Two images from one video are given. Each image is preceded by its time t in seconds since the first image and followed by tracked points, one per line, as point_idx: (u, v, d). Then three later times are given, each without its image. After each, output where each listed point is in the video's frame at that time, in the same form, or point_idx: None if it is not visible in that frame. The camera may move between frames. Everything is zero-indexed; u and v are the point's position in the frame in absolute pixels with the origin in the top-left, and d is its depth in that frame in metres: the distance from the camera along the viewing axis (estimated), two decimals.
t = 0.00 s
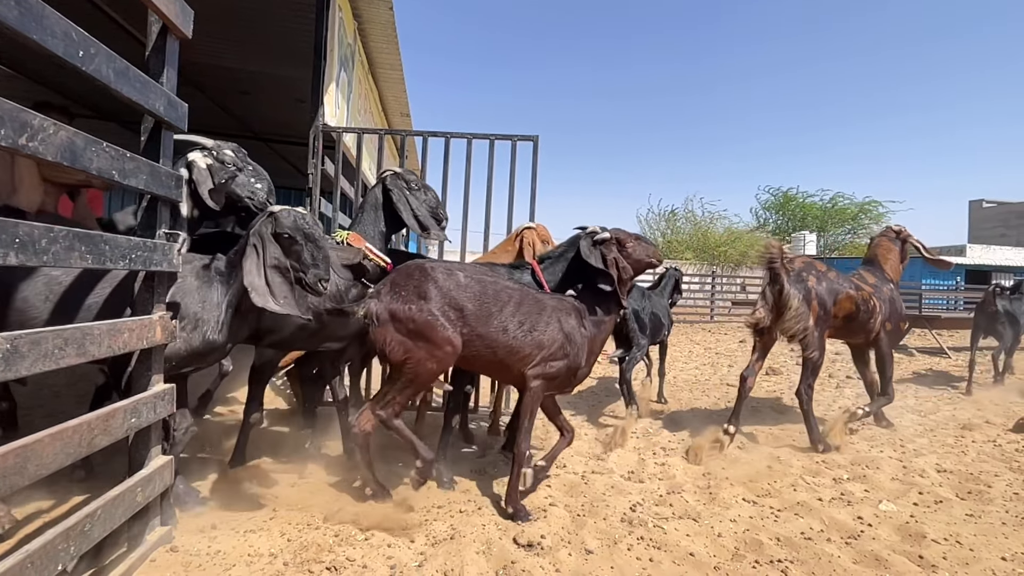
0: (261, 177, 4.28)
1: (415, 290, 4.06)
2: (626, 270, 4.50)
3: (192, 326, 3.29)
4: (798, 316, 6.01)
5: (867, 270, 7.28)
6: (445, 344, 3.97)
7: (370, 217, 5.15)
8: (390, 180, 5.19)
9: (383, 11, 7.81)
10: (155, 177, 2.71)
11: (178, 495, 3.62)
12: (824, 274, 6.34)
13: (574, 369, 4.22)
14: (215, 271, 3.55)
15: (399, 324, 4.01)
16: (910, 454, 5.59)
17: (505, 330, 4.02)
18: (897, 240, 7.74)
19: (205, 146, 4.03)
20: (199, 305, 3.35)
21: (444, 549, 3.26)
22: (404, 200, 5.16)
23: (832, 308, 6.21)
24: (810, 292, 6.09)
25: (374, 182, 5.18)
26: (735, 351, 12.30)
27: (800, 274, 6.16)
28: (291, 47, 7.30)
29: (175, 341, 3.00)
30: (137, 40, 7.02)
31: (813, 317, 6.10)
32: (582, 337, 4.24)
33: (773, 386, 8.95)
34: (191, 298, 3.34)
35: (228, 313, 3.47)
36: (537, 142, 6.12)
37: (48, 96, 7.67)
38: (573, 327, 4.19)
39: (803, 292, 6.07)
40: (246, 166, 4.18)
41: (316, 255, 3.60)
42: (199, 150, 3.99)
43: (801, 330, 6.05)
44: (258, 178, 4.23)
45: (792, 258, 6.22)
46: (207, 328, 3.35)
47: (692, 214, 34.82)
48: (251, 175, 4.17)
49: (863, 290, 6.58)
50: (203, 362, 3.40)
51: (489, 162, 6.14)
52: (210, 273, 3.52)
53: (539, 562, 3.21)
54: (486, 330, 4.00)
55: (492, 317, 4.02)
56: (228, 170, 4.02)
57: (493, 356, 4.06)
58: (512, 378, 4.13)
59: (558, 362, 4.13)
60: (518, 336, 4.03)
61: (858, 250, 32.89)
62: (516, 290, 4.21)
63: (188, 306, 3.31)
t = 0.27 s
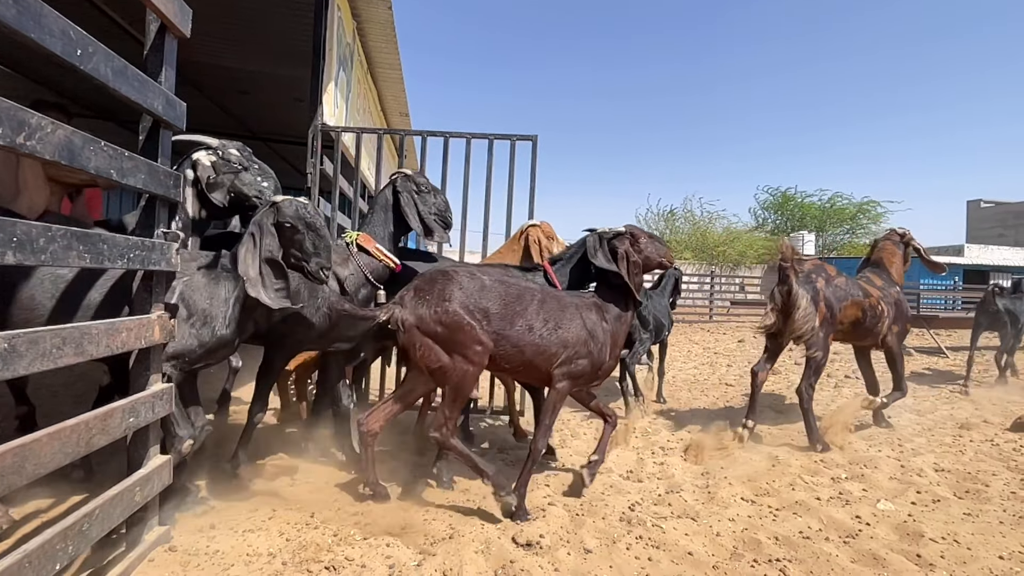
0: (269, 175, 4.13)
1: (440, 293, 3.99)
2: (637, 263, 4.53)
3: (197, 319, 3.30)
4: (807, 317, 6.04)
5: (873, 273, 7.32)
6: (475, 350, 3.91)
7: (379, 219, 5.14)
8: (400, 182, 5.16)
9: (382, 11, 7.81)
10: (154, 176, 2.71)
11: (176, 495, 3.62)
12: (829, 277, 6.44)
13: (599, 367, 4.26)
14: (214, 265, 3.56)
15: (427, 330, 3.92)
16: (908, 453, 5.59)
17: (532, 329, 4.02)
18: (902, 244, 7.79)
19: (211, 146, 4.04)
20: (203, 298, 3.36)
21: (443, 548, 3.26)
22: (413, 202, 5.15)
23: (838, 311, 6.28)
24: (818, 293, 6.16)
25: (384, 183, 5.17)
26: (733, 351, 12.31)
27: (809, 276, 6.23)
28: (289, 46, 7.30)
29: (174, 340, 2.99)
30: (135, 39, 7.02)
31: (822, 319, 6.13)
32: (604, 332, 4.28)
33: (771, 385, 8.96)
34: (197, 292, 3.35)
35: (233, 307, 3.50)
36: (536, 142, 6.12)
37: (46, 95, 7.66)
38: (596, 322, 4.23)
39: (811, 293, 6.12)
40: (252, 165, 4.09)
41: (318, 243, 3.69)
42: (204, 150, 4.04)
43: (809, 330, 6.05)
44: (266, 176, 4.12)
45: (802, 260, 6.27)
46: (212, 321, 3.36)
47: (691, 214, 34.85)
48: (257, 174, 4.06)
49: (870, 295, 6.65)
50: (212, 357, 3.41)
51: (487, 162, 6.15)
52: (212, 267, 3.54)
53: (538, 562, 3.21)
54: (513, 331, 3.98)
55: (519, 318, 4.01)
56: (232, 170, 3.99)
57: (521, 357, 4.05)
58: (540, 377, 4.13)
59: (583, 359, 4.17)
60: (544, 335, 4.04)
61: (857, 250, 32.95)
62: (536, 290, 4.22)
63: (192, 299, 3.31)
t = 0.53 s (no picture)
0: (277, 176, 4.17)
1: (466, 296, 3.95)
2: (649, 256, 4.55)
3: (206, 315, 3.49)
4: (814, 318, 6.08)
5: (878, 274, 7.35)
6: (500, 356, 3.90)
7: (388, 220, 5.14)
8: (412, 183, 5.15)
9: (381, 11, 7.80)
10: (152, 176, 2.70)
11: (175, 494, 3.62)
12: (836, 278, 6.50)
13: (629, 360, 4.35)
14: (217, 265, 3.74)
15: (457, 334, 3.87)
16: (906, 453, 5.60)
17: (558, 326, 4.06)
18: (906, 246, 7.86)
19: (220, 146, 4.03)
20: (210, 294, 3.54)
21: (442, 548, 3.26)
22: (423, 205, 5.14)
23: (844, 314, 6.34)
24: (825, 294, 6.20)
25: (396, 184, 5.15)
26: (732, 351, 12.31)
27: (816, 276, 6.28)
28: (288, 46, 7.29)
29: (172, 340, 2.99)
30: (134, 39, 7.01)
31: (828, 320, 6.18)
32: (627, 326, 4.34)
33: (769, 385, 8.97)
34: (205, 290, 3.54)
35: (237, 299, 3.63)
36: (535, 142, 6.12)
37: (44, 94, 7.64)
38: (619, 317, 4.29)
39: (819, 293, 6.17)
40: (261, 166, 4.10)
41: (323, 232, 3.72)
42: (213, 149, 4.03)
43: (814, 330, 6.08)
44: (274, 177, 4.13)
45: (810, 262, 6.31)
46: (220, 314, 3.54)
47: (690, 214, 34.86)
48: (266, 174, 4.08)
49: (878, 301, 6.71)
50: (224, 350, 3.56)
51: (486, 162, 6.15)
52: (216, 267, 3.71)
53: (537, 561, 3.21)
54: (541, 329, 4.01)
55: (545, 316, 4.03)
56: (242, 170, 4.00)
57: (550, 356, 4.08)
58: (569, 374, 4.17)
59: (610, 354, 4.23)
60: (571, 331, 4.09)
61: (855, 250, 33.00)
62: (557, 289, 4.25)
63: (199, 296, 3.50)
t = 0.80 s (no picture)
0: (288, 176, 4.20)
1: (493, 303, 3.97)
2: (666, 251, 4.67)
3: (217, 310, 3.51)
4: (820, 317, 6.12)
5: (883, 275, 7.39)
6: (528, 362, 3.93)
7: (399, 221, 5.23)
8: (425, 184, 5.27)
9: (380, 10, 7.80)
10: (151, 175, 2.70)
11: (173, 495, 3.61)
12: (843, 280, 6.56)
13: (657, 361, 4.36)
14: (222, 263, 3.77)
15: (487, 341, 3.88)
16: (904, 452, 5.61)
17: (584, 327, 4.10)
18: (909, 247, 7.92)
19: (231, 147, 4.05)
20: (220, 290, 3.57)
21: (440, 548, 3.26)
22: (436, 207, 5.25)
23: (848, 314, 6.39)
24: (831, 294, 6.24)
25: (410, 185, 5.25)
26: (730, 351, 12.32)
27: (823, 276, 6.32)
28: (286, 45, 7.29)
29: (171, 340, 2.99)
30: (131, 38, 7.01)
31: (833, 320, 6.21)
32: (652, 323, 4.38)
33: (768, 385, 8.97)
34: (213, 288, 3.56)
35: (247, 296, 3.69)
36: (534, 142, 6.12)
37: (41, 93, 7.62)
38: (644, 314, 4.33)
39: (825, 293, 6.21)
40: (272, 166, 4.13)
41: (331, 225, 3.76)
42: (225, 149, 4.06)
43: (819, 329, 6.11)
44: (285, 177, 4.16)
45: (818, 262, 6.34)
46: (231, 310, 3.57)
47: (688, 214, 34.86)
48: (277, 174, 4.10)
49: (885, 305, 6.77)
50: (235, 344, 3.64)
51: (485, 163, 6.15)
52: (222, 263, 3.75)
53: (536, 561, 3.21)
54: (568, 331, 4.05)
55: (572, 318, 4.07)
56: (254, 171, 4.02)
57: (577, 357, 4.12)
58: (597, 373, 4.21)
59: (637, 351, 4.28)
60: (597, 331, 4.13)
61: (854, 250, 33.04)
62: (581, 290, 4.28)
63: (209, 293, 3.53)
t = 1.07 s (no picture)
0: (301, 177, 4.26)
1: (524, 309, 4.02)
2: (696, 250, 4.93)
3: (225, 311, 3.57)
4: (826, 315, 6.13)
5: (887, 275, 7.40)
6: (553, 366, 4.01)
7: (410, 221, 5.21)
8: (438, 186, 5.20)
9: (378, 10, 7.80)
10: (148, 175, 2.70)
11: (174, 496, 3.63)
12: (850, 280, 6.56)
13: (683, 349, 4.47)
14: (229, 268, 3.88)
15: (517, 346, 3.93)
16: (902, 452, 5.62)
17: (612, 331, 4.18)
18: (913, 248, 7.97)
19: (246, 147, 4.10)
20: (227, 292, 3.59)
21: (438, 548, 3.26)
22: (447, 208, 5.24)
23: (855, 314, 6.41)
24: (838, 294, 6.26)
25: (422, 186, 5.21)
26: (729, 351, 12.33)
27: (831, 276, 6.33)
28: (284, 45, 7.28)
29: (168, 340, 2.99)
30: (129, 38, 6.99)
31: (840, 319, 6.22)
32: (677, 322, 4.48)
33: (766, 385, 8.98)
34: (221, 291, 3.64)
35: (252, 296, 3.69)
36: (532, 142, 6.12)
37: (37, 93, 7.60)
38: (670, 314, 4.42)
39: (832, 292, 6.23)
40: (286, 166, 4.19)
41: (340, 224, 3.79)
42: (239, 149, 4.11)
43: (825, 328, 6.11)
44: (297, 177, 4.23)
45: (826, 261, 6.36)
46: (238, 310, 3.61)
47: (686, 215, 34.89)
48: (290, 175, 4.17)
49: (891, 306, 6.79)
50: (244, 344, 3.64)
51: (484, 163, 6.15)
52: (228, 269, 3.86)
53: (535, 561, 3.21)
54: (596, 336, 4.13)
55: (600, 323, 4.14)
56: (267, 173, 4.10)
57: (603, 359, 4.21)
58: (623, 374, 4.30)
59: (664, 351, 4.37)
60: (624, 334, 4.22)
61: (852, 250, 33.12)
62: (607, 294, 4.35)
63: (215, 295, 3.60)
